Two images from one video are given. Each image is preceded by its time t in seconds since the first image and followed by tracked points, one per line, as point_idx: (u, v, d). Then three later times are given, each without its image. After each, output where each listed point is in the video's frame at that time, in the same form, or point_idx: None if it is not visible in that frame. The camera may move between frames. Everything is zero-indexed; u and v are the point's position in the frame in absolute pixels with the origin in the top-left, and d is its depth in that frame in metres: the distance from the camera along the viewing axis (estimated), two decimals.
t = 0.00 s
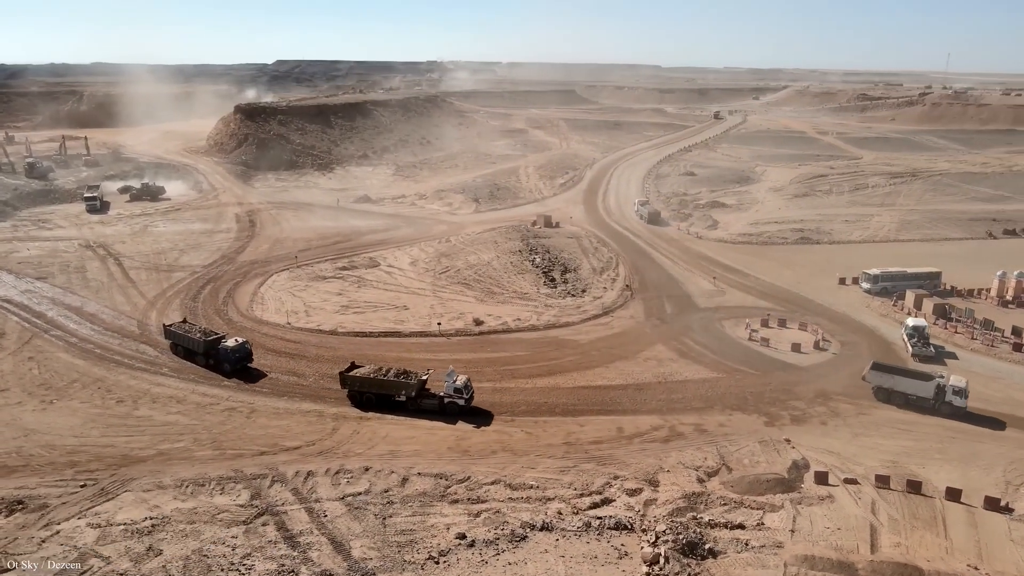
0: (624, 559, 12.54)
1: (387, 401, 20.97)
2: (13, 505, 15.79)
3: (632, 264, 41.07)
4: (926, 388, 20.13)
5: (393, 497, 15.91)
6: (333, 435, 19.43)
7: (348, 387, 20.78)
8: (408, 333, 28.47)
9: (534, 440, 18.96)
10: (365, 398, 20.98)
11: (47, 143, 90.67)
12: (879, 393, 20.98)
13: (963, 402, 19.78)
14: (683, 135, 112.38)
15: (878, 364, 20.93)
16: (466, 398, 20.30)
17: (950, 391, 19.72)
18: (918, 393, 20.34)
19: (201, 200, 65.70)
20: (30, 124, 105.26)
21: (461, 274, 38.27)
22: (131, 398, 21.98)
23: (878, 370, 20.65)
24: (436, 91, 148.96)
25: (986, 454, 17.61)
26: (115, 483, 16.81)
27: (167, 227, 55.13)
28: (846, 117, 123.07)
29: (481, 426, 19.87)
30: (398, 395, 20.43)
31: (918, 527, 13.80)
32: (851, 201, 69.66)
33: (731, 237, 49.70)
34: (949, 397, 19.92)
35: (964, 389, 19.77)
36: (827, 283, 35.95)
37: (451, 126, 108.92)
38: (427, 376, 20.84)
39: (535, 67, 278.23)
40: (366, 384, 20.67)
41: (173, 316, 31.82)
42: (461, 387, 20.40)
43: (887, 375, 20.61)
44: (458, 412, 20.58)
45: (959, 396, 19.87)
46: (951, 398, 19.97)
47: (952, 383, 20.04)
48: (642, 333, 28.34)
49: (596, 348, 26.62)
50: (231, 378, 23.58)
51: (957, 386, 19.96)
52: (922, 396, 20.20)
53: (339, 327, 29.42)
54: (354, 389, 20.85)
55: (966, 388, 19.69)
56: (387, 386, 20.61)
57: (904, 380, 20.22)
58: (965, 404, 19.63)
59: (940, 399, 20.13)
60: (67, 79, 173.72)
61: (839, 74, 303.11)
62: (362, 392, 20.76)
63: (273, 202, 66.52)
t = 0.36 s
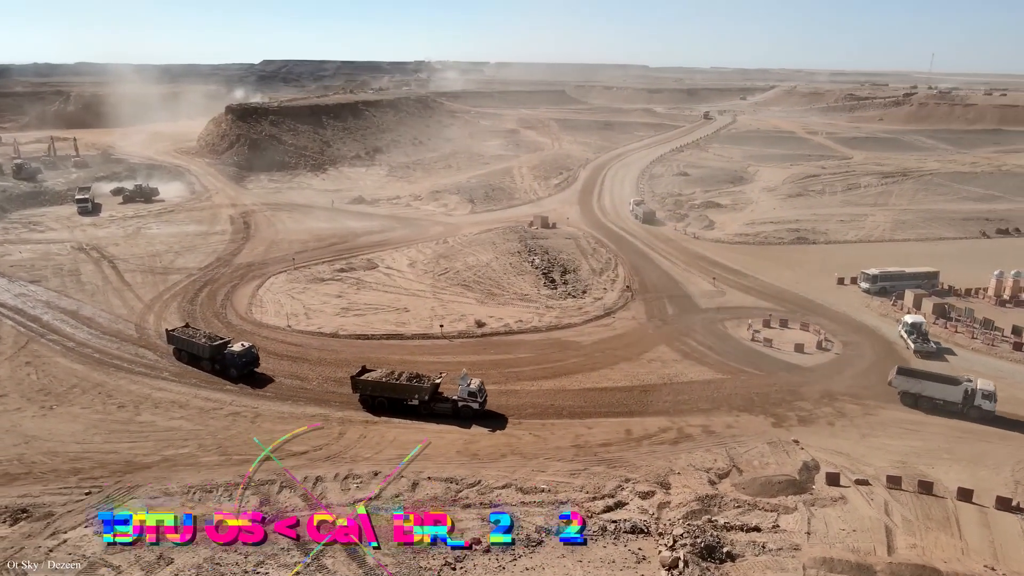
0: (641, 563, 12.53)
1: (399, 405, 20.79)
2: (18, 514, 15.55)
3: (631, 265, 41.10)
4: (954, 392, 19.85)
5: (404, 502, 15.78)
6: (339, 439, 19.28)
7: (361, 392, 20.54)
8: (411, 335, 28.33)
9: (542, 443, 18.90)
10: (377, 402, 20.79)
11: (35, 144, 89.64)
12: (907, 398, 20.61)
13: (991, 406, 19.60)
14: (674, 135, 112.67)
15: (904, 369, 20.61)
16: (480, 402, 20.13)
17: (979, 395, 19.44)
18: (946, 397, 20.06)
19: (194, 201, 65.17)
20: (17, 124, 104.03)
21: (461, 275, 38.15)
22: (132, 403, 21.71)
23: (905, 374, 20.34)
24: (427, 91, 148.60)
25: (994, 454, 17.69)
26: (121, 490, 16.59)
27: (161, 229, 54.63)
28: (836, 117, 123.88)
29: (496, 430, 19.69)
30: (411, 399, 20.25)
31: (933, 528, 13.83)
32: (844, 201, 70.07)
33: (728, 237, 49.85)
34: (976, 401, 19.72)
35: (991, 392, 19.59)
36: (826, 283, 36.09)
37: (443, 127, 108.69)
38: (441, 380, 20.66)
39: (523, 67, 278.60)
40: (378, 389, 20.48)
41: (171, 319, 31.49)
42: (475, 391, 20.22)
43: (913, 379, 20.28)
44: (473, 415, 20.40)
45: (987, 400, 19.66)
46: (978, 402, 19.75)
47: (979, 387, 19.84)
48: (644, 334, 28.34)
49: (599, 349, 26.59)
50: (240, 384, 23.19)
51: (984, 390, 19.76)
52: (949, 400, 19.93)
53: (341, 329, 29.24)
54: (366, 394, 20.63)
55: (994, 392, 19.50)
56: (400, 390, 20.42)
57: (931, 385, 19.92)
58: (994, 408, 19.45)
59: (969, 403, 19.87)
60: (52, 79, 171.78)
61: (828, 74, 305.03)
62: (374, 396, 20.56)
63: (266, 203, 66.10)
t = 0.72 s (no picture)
0: (658, 568, 12.50)
1: (409, 409, 20.65)
2: (21, 522, 15.34)
3: (629, 266, 41.12)
4: (981, 397, 19.73)
5: (413, 507, 15.66)
6: (345, 443, 19.14)
7: (371, 396, 20.38)
8: (412, 337, 28.21)
9: (550, 445, 18.83)
10: (387, 406, 20.64)
11: (23, 145, 88.57)
12: (932, 404, 20.41)
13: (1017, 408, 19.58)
14: (667, 134, 112.86)
15: (928, 373, 20.39)
16: (492, 405, 20.01)
17: (1006, 398, 19.37)
18: (972, 401, 19.93)
19: (187, 203, 64.67)
20: (5, 125, 102.77)
21: (460, 277, 38.03)
22: (133, 408, 21.47)
23: (931, 379, 20.11)
24: (418, 91, 148.10)
25: (1001, 454, 17.75)
26: (126, 496, 16.40)
27: (155, 231, 54.15)
28: (827, 117, 124.54)
29: (508, 434, 19.56)
30: (422, 403, 20.10)
31: (944, 529, 13.85)
32: (838, 201, 70.42)
33: (725, 237, 50.00)
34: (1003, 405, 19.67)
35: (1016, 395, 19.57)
36: (825, 283, 36.23)
37: (436, 127, 108.43)
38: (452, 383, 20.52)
39: (512, 67, 278.30)
40: (389, 392, 20.33)
41: (169, 322, 31.22)
42: (487, 394, 20.10)
43: (939, 384, 20.07)
44: (484, 418, 20.29)
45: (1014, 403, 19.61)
46: (1005, 405, 19.68)
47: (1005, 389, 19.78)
48: (646, 335, 28.34)
49: (601, 351, 26.55)
50: (246, 389, 22.93)
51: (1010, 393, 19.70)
52: (976, 404, 19.82)
53: (341, 332, 29.06)
54: (376, 397, 20.46)
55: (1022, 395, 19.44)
56: (410, 393, 20.25)
57: (959, 390, 19.73)
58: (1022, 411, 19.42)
59: (995, 407, 19.80)
60: (39, 79, 170.17)
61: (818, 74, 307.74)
62: (385, 400, 20.42)
63: (261, 204, 65.71)
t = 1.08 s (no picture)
0: (677, 573, 12.46)
1: (423, 413, 20.44)
2: (25, 532, 15.10)
3: (627, 266, 41.13)
4: (1010, 401, 19.62)
5: (422, 509, 15.66)
6: (352, 448, 18.96)
7: (382, 400, 20.17)
8: (413, 340, 28.03)
9: (559, 449, 18.75)
10: (400, 411, 20.39)
11: (8, 146, 87.26)
12: (962, 408, 20.23)
13: None
14: (658, 135, 113.09)
15: (957, 377, 20.25)
16: (508, 409, 19.90)
17: None
18: (1001, 405, 19.81)
19: (179, 204, 64.05)
20: None
21: (458, 278, 37.86)
22: (134, 414, 21.18)
23: (960, 384, 19.97)
24: (408, 91, 147.54)
25: (1007, 453, 17.90)
26: (131, 505, 16.14)
27: (147, 233, 53.59)
28: (815, 117, 125.33)
29: (525, 437, 19.45)
30: (436, 406, 19.93)
31: (959, 529, 13.93)
32: (831, 200, 70.82)
33: (721, 237, 50.16)
34: None
35: None
36: (822, 283, 36.38)
37: (427, 128, 108.05)
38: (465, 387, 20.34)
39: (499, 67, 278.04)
40: (402, 397, 20.10)
41: (166, 325, 30.88)
42: (502, 398, 20.00)
43: (968, 389, 19.92)
44: (499, 422, 20.15)
45: None
46: None
47: None
48: (648, 336, 28.31)
49: (605, 352, 26.50)
50: (253, 395, 22.61)
51: None
52: (1005, 408, 19.71)
53: (341, 335, 28.82)
54: (387, 401, 20.24)
55: None
56: (423, 397, 20.04)
57: (989, 395, 19.59)
58: None
59: None
60: (22, 79, 167.67)
61: (804, 73, 309.98)
62: (398, 405, 20.17)
63: (253, 206, 65.19)
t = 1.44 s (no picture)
0: None
1: (432, 417, 20.29)
2: (28, 541, 14.91)
3: (625, 267, 41.17)
4: None
5: (416, 509, 15.87)
6: (357, 452, 18.82)
7: (393, 405, 19.97)
8: (414, 342, 27.89)
9: (565, 451, 18.68)
10: (410, 414, 20.21)
11: None
12: (987, 412, 20.14)
13: None
14: (650, 135, 113.31)
15: (983, 382, 20.21)
16: (520, 412, 19.86)
17: None
18: None
19: (172, 206, 63.53)
20: None
21: (457, 280, 37.74)
22: (135, 419, 20.94)
23: (986, 387, 19.93)
24: (399, 91, 147.09)
25: (1011, 453, 18.00)
26: (135, 511, 15.97)
27: (141, 235, 53.12)
28: (806, 117, 125.96)
29: (536, 439, 19.39)
30: (447, 410, 19.78)
31: (969, 530, 13.98)
32: (824, 200, 71.16)
33: (717, 237, 50.29)
34: None
35: None
36: (820, 284, 36.49)
37: (419, 129, 107.79)
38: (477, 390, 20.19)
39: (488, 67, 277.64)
40: (412, 401, 19.92)
41: (163, 329, 30.58)
42: (514, 401, 19.96)
43: (994, 393, 19.87)
44: (512, 426, 20.04)
45: None
46: None
47: None
48: (650, 338, 28.30)
49: (607, 353, 26.46)
50: (260, 400, 22.32)
51: None
52: None
53: (341, 338, 28.62)
54: (398, 406, 20.03)
55: None
56: (435, 402, 19.85)
57: (1015, 398, 19.54)
58: None
59: None
60: (10, 79, 165.73)
61: (792, 74, 311.94)
62: (408, 409, 19.99)
63: (247, 207, 64.74)
